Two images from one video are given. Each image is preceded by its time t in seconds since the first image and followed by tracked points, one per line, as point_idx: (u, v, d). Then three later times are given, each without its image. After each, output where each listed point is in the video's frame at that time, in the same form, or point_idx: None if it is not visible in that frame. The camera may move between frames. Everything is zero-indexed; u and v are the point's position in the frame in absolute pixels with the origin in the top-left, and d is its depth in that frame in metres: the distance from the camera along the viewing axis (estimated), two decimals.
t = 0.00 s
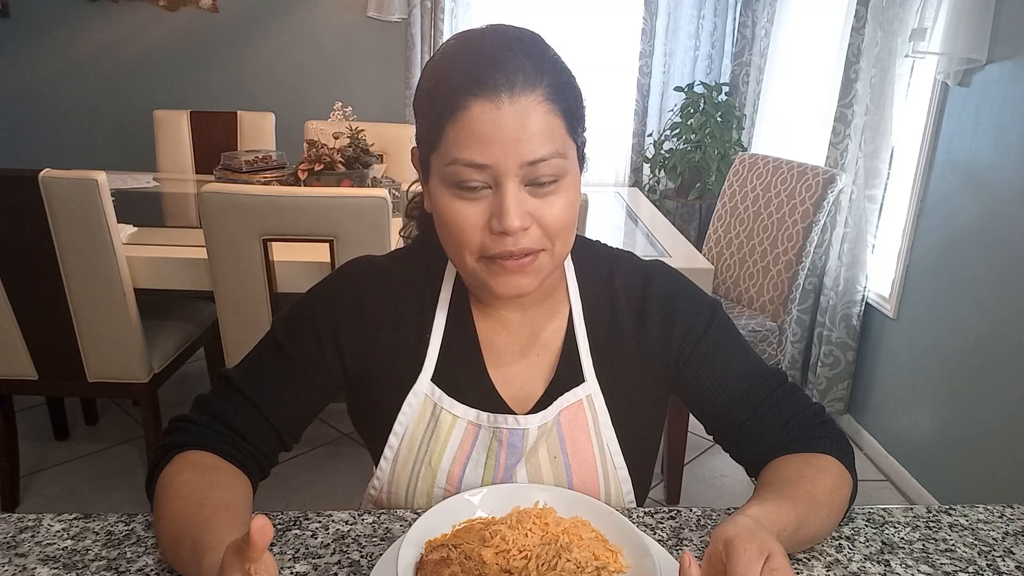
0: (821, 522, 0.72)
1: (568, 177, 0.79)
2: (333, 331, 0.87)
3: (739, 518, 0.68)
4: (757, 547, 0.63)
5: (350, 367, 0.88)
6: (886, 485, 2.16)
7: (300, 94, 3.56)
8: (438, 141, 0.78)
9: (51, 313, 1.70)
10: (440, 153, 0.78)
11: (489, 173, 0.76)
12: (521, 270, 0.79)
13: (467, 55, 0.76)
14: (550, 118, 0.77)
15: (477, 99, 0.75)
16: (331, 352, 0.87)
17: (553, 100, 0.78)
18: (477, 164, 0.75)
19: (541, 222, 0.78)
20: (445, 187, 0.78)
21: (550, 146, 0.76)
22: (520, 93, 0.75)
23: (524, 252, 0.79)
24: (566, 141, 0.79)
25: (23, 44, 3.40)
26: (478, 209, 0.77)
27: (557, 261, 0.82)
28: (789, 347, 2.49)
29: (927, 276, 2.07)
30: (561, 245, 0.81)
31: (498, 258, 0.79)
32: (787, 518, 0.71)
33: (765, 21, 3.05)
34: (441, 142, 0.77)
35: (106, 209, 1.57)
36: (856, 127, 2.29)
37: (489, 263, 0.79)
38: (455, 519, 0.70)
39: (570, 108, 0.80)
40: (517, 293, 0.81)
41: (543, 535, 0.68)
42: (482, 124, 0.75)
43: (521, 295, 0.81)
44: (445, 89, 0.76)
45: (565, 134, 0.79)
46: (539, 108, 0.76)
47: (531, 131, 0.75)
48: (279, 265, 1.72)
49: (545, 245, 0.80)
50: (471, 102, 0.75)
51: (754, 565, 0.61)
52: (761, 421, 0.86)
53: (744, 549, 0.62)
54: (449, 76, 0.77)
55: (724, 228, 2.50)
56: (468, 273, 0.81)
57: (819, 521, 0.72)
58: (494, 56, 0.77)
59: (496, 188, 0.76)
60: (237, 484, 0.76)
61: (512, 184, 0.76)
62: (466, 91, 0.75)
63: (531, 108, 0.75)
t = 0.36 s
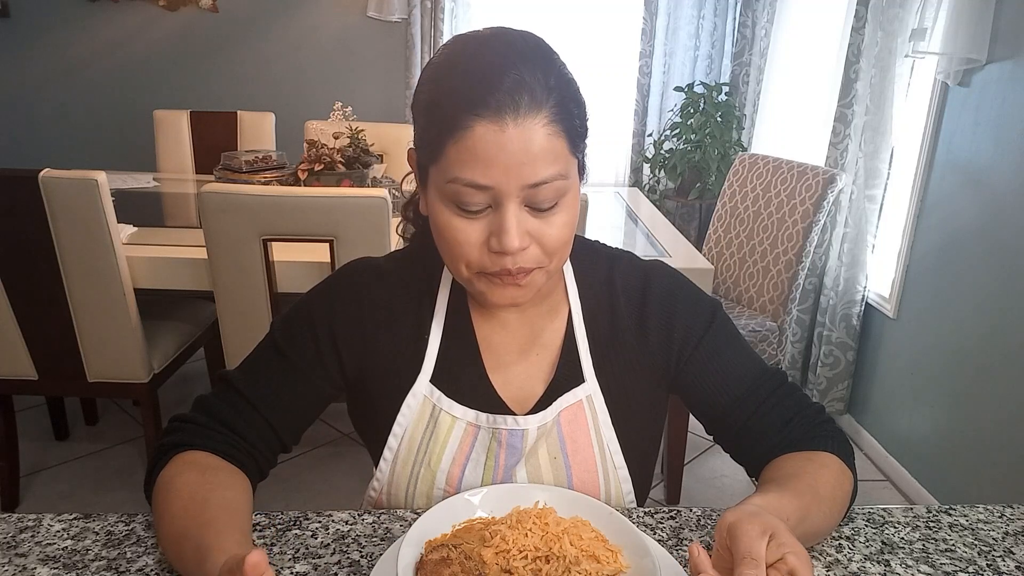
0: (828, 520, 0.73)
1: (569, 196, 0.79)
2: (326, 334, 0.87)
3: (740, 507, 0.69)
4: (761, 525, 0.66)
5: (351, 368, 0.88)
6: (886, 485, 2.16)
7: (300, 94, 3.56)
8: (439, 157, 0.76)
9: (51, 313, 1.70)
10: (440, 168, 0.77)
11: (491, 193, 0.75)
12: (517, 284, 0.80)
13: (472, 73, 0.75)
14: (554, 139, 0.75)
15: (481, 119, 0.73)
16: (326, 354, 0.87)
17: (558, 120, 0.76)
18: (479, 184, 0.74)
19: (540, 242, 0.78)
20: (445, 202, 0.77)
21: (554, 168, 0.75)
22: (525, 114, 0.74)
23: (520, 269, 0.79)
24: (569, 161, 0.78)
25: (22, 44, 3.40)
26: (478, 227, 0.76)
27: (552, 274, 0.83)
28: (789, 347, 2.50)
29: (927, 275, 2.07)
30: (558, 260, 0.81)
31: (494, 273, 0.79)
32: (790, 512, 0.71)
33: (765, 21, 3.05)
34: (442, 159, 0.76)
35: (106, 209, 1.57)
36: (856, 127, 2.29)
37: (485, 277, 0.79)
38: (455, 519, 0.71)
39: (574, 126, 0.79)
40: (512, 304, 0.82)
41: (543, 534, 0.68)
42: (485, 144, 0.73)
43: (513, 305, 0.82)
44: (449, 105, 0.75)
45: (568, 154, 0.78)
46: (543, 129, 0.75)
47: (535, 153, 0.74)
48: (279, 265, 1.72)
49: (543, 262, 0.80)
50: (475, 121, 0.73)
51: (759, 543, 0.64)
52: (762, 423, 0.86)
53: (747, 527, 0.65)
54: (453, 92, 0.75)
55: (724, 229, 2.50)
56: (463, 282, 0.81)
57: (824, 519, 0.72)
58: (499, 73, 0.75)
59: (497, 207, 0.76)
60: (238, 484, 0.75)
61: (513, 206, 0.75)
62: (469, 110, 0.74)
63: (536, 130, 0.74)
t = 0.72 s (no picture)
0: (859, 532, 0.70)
1: (585, 182, 0.79)
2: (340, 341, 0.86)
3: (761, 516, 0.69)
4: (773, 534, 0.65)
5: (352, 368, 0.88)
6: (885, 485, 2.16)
7: (300, 93, 3.56)
8: (456, 142, 0.78)
9: (51, 313, 1.69)
10: (457, 153, 0.78)
11: (507, 171, 0.76)
12: (533, 276, 0.78)
13: (489, 61, 0.78)
14: (569, 121, 0.78)
15: (497, 98, 0.76)
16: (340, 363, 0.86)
17: (573, 105, 0.79)
18: (495, 163, 0.76)
19: (555, 229, 0.77)
20: (462, 188, 0.78)
21: (568, 148, 0.77)
22: (540, 94, 0.76)
23: (536, 259, 0.77)
24: (584, 146, 0.79)
25: (22, 43, 3.40)
26: (493, 211, 0.76)
27: (569, 274, 0.80)
28: (789, 347, 2.49)
29: (927, 275, 2.07)
30: (574, 256, 0.80)
31: (509, 264, 0.77)
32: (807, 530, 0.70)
33: (766, 21, 3.05)
34: (459, 142, 0.78)
35: (106, 209, 1.57)
36: (856, 127, 2.29)
37: (501, 270, 0.77)
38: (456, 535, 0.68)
39: (588, 116, 0.81)
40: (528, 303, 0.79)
41: (549, 541, 0.67)
42: (500, 123, 0.75)
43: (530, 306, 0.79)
44: (466, 90, 0.78)
45: (583, 139, 0.79)
46: (558, 110, 0.77)
47: (550, 131, 0.76)
48: (279, 266, 1.72)
49: (559, 253, 0.78)
50: (492, 101, 0.76)
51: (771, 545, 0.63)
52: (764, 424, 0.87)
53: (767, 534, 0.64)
54: (470, 79, 0.78)
55: (724, 228, 2.50)
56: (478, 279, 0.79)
57: (853, 530, 0.70)
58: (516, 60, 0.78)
59: (512, 189, 0.76)
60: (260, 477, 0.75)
61: (529, 185, 0.75)
62: (486, 92, 0.76)
63: (550, 109, 0.76)
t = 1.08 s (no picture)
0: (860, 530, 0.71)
1: (587, 170, 0.80)
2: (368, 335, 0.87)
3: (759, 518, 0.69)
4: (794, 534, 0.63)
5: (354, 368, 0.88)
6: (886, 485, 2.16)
7: (300, 94, 3.56)
8: (458, 132, 0.79)
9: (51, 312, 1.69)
10: (459, 143, 0.79)
11: (509, 159, 0.76)
12: (538, 263, 0.78)
13: (489, 51, 0.79)
14: (570, 109, 0.78)
15: (498, 88, 0.76)
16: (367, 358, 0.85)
17: (574, 95, 0.79)
18: (498, 151, 0.76)
19: (559, 215, 0.77)
20: (465, 178, 0.78)
21: (569, 135, 0.77)
22: (541, 83, 0.77)
23: (541, 245, 0.77)
24: (586, 135, 0.79)
25: (21, 43, 3.40)
26: (497, 199, 0.76)
27: (575, 261, 0.80)
28: (790, 347, 2.50)
29: (927, 275, 2.07)
30: (579, 243, 0.80)
31: (515, 251, 0.77)
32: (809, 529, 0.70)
33: (766, 21, 3.05)
34: (461, 132, 0.78)
35: (107, 208, 1.57)
36: (856, 127, 2.29)
37: (507, 257, 0.78)
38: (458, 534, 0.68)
39: (590, 106, 0.81)
40: (533, 292, 0.79)
41: (548, 542, 0.67)
42: (502, 110, 0.75)
43: (537, 293, 0.79)
44: (468, 81, 0.78)
45: (585, 128, 0.80)
46: (559, 98, 0.77)
47: (551, 118, 0.76)
48: (279, 266, 1.72)
49: (564, 240, 0.78)
50: (493, 90, 0.76)
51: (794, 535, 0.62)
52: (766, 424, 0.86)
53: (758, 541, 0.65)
54: (471, 69, 0.79)
55: (724, 228, 2.50)
56: (484, 269, 0.79)
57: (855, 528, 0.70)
58: (516, 52, 0.79)
59: (515, 176, 0.76)
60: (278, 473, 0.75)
61: (531, 172, 0.76)
62: (487, 81, 0.76)
63: (551, 97, 0.76)
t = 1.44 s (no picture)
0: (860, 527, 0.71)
1: (591, 180, 0.79)
2: (368, 332, 0.85)
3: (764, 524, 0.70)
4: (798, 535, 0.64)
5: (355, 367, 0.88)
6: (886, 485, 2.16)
7: (300, 93, 3.56)
8: (461, 140, 0.77)
9: (51, 312, 1.69)
10: (462, 151, 0.77)
11: (513, 173, 0.75)
12: (539, 271, 0.79)
13: (494, 58, 0.76)
14: (575, 120, 0.76)
15: (502, 100, 0.74)
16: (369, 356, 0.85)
17: (578, 103, 0.77)
18: (502, 164, 0.75)
19: (561, 226, 0.78)
20: (468, 186, 0.78)
21: (574, 149, 0.75)
22: (545, 95, 0.74)
23: (542, 255, 0.79)
24: (589, 143, 0.78)
25: (21, 43, 3.40)
26: (500, 210, 0.76)
27: (575, 265, 0.82)
28: (790, 347, 2.50)
29: (927, 276, 2.07)
30: (579, 248, 0.81)
31: (516, 260, 0.79)
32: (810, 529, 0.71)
33: (765, 22, 3.05)
34: (464, 140, 0.77)
35: (106, 209, 1.57)
36: (856, 127, 2.29)
37: (508, 265, 0.79)
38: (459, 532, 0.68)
39: (596, 111, 0.80)
40: (533, 296, 0.81)
41: (548, 542, 0.67)
42: (505, 123, 0.74)
43: (536, 297, 0.81)
44: (472, 88, 0.76)
45: (588, 136, 0.78)
46: (564, 110, 0.75)
47: (555, 133, 0.74)
48: (279, 265, 1.72)
49: (565, 247, 0.79)
50: (497, 102, 0.74)
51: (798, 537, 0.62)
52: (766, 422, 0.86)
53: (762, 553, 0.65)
54: (474, 75, 0.76)
55: (724, 229, 2.51)
56: (486, 272, 0.81)
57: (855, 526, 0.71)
58: (522, 57, 0.76)
59: (518, 189, 0.76)
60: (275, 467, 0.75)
61: (534, 186, 0.75)
62: (491, 92, 0.74)
63: (556, 111, 0.74)
